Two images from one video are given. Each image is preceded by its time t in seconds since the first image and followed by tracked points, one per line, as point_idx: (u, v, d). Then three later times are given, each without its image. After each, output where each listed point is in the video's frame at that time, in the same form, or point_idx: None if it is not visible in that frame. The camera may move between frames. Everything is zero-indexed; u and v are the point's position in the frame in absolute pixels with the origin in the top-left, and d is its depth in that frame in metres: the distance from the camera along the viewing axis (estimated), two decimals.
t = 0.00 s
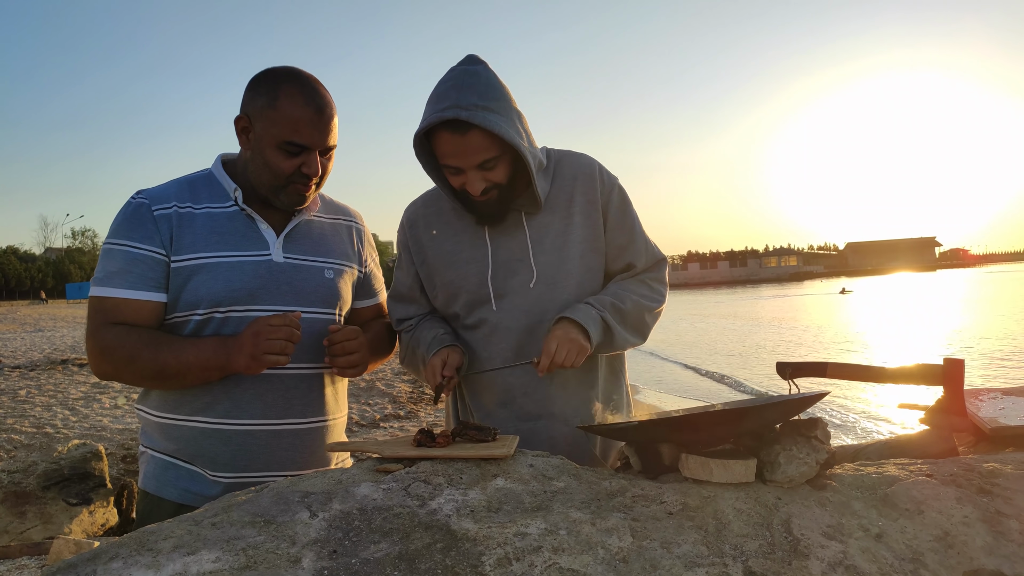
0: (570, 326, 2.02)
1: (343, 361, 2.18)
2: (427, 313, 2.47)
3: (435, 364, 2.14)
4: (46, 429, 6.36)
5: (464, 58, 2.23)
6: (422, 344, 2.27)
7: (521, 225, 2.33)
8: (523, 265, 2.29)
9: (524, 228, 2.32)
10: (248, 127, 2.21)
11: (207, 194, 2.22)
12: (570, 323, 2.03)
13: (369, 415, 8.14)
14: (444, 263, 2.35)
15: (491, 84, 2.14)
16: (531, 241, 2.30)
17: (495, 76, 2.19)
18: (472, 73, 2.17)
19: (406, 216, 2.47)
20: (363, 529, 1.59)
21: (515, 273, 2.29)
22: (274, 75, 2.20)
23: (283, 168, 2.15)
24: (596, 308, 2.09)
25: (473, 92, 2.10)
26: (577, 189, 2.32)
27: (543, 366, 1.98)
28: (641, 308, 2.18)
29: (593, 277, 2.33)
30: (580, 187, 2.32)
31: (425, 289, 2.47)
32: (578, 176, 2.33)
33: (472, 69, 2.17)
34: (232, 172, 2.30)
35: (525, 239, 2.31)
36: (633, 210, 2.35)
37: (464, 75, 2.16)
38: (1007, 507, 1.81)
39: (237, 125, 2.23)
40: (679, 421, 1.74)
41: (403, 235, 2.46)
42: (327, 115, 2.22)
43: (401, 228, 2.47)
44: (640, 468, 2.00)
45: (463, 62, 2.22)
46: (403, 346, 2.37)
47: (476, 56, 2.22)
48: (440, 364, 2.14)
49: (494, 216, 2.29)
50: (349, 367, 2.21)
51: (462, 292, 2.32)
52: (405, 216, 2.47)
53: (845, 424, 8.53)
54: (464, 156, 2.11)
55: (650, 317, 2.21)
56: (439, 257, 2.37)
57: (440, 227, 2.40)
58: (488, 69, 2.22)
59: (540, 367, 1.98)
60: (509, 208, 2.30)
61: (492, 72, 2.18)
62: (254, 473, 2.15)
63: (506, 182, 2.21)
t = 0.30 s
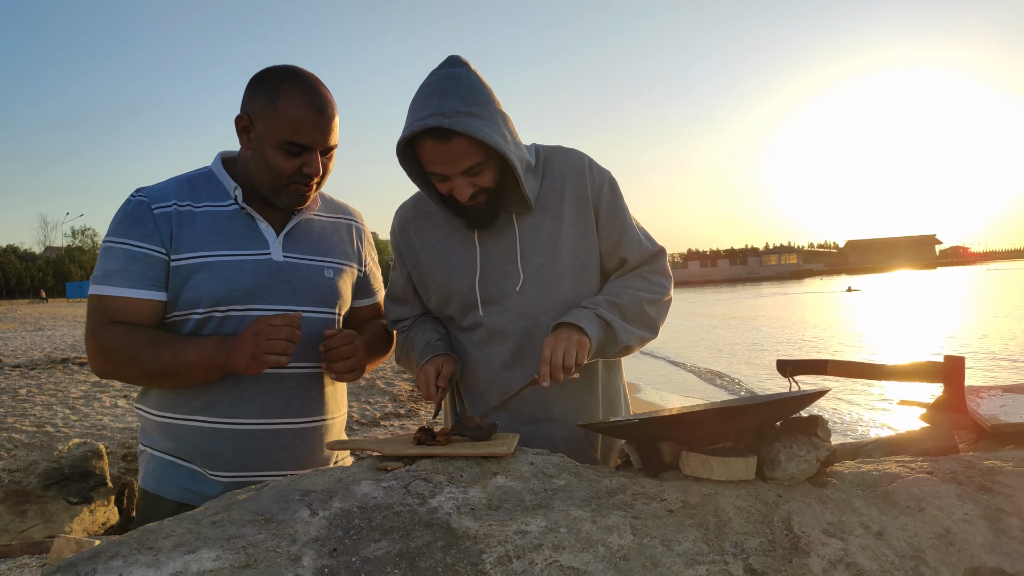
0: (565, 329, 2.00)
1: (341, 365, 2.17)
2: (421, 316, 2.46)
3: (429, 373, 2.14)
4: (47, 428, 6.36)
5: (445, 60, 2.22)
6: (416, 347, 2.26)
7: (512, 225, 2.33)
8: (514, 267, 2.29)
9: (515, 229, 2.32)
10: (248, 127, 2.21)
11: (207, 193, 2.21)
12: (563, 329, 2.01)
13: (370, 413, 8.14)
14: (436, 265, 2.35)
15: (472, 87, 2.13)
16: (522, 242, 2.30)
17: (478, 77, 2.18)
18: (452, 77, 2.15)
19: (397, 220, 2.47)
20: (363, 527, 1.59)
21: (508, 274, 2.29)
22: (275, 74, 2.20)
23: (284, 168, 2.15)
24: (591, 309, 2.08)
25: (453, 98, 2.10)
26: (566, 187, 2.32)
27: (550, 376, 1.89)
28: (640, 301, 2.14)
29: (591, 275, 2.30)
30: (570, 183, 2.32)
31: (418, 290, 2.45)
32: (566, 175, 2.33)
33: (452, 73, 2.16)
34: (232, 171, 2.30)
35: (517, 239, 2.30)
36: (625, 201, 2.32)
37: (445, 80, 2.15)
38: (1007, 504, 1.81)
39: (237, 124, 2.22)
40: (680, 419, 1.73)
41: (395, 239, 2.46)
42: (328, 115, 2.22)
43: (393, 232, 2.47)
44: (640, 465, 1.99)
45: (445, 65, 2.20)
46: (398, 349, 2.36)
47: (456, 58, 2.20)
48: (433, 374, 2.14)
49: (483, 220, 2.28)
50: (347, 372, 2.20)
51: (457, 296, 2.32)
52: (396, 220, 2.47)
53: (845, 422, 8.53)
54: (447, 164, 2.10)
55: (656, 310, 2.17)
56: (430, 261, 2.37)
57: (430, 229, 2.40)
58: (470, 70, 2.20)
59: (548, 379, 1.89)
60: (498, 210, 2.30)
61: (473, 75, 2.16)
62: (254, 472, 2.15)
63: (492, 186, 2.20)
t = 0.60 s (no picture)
0: (572, 319, 1.98)
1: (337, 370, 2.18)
2: (419, 318, 2.46)
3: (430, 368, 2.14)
4: (46, 429, 6.35)
5: (433, 64, 2.21)
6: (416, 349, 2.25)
7: (509, 227, 2.33)
8: (513, 270, 2.29)
9: (513, 230, 2.31)
10: (246, 128, 2.21)
11: (206, 193, 2.21)
12: (571, 318, 1.99)
13: (369, 413, 8.14)
14: (432, 270, 2.35)
15: (461, 91, 2.12)
16: (520, 244, 2.30)
17: (467, 80, 2.17)
18: (441, 81, 2.14)
19: (393, 223, 2.46)
20: (361, 528, 1.59)
21: (507, 277, 2.29)
22: (273, 75, 2.20)
23: (283, 168, 2.15)
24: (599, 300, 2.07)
25: (442, 102, 2.09)
26: (563, 188, 2.32)
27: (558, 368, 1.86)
28: (646, 293, 2.14)
29: (591, 275, 2.29)
30: (566, 183, 2.32)
31: (415, 295, 2.46)
32: (563, 175, 2.33)
33: (440, 76, 2.15)
34: (230, 171, 2.30)
35: (516, 242, 2.30)
36: (623, 198, 2.32)
37: (433, 84, 2.14)
38: (1006, 503, 1.81)
39: (236, 125, 2.22)
40: (678, 419, 1.74)
41: (390, 242, 2.45)
42: (326, 116, 2.22)
43: (389, 235, 2.46)
44: (639, 465, 1.99)
45: (433, 68, 2.19)
46: (396, 350, 2.36)
47: (444, 61, 2.19)
48: (433, 369, 2.13)
49: (479, 224, 2.28)
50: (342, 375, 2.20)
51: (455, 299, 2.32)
52: (392, 223, 2.47)
53: (844, 421, 8.54)
54: (439, 169, 2.10)
55: (662, 303, 2.18)
56: (427, 264, 2.36)
57: (427, 233, 2.40)
58: (459, 72, 2.20)
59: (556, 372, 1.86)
60: (494, 213, 2.29)
61: (461, 78, 2.16)
62: (252, 474, 2.15)
63: (485, 190, 2.19)
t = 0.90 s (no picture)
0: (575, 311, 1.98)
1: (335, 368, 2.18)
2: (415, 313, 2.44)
3: (420, 351, 2.14)
4: (43, 427, 6.34)
5: (441, 59, 2.20)
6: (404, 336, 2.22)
7: (510, 225, 2.33)
8: (513, 268, 2.29)
9: (514, 229, 2.32)
10: (238, 126, 2.20)
11: (201, 192, 2.21)
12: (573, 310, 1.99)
13: (367, 412, 8.14)
14: (430, 267, 2.36)
15: (469, 89, 2.11)
16: (520, 242, 2.30)
17: (474, 77, 2.16)
18: (449, 78, 2.13)
19: (394, 216, 2.46)
20: (359, 526, 1.58)
21: (506, 275, 2.29)
22: (263, 72, 2.19)
23: (274, 167, 2.14)
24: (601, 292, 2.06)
25: (451, 100, 2.08)
26: (565, 187, 2.31)
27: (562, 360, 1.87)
28: (648, 288, 2.14)
29: (590, 274, 2.28)
30: (567, 182, 2.32)
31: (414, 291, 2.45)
32: (565, 174, 2.33)
33: (448, 73, 2.13)
34: (225, 169, 2.29)
35: (516, 240, 2.30)
36: (625, 198, 2.32)
37: (441, 81, 2.13)
38: (1004, 503, 1.81)
39: (228, 123, 2.22)
40: (675, 418, 1.74)
41: (390, 235, 2.45)
42: (317, 113, 2.20)
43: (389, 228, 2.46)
44: (637, 463, 1.99)
45: (440, 64, 2.18)
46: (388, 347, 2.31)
47: (453, 58, 2.18)
48: (423, 352, 2.13)
49: (481, 221, 2.28)
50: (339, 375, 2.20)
51: (453, 296, 2.33)
52: (393, 216, 2.47)
53: (842, 420, 8.56)
54: (445, 167, 2.09)
55: (665, 300, 2.18)
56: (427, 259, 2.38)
57: (428, 228, 2.41)
58: (466, 69, 2.19)
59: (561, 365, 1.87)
60: (496, 211, 2.29)
61: (469, 75, 2.15)
62: (250, 472, 2.14)
63: (489, 188, 2.19)
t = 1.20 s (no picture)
0: (572, 321, 1.97)
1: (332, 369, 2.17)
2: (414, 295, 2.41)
3: (421, 340, 2.01)
4: (43, 425, 6.33)
5: (467, 49, 2.20)
6: (398, 316, 2.11)
7: (519, 220, 2.33)
8: (518, 262, 2.29)
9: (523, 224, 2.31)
10: (224, 124, 2.19)
11: (195, 191, 2.20)
12: (569, 319, 1.98)
13: (367, 411, 8.15)
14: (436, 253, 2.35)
15: (498, 79, 2.12)
16: (529, 237, 2.30)
17: (501, 69, 2.17)
18: (478, 67, 2.13)
19: (402, 198, 2.44)
20: (359, 525, 1.58)
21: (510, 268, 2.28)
22: (243, 67, 2.16)
23: (262, 162, 2.13)
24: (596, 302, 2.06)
25: (480, 88, 2.07)
26: (575, 185, 2.32)
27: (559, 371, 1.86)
28: (641, 301, 2.13)
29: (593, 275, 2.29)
30: (579, 181, 2.32)
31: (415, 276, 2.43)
32: (576, 172, 2.33)
33: (478, 63, 2.13)
34: (219, 167, 2.28)
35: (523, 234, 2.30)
36: (631, 204, 2.33)
37: (470, 69, 2.12)
38: (1004, 501, 1.81)
39: (214, 121, 2.21)
40: (675, 416, 1.73)
41: (398, 214, 2.44)
42: (301, 104, 2.18)
43: (396, 208, 2.46)
44: (637, 462, 1.98)
45: (468, 53, 2.18)
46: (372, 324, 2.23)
47: (482, 49, 2.18)
48: (423, 344, 2.00)
49: (494, 212, 2.27)
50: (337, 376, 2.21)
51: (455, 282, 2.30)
52: (401, 198, 2.45)
53: (842, 418, 8.56)
54: (466, 153, 2.08)
55: (653, 314, 2.18)
56: (434, 244, 2.36)
57: (437, 213, 2.40)
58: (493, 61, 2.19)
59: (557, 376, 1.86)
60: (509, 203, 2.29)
61: (497, 66, 2.15)
62: (249, 470, 2.14)
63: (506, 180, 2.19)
